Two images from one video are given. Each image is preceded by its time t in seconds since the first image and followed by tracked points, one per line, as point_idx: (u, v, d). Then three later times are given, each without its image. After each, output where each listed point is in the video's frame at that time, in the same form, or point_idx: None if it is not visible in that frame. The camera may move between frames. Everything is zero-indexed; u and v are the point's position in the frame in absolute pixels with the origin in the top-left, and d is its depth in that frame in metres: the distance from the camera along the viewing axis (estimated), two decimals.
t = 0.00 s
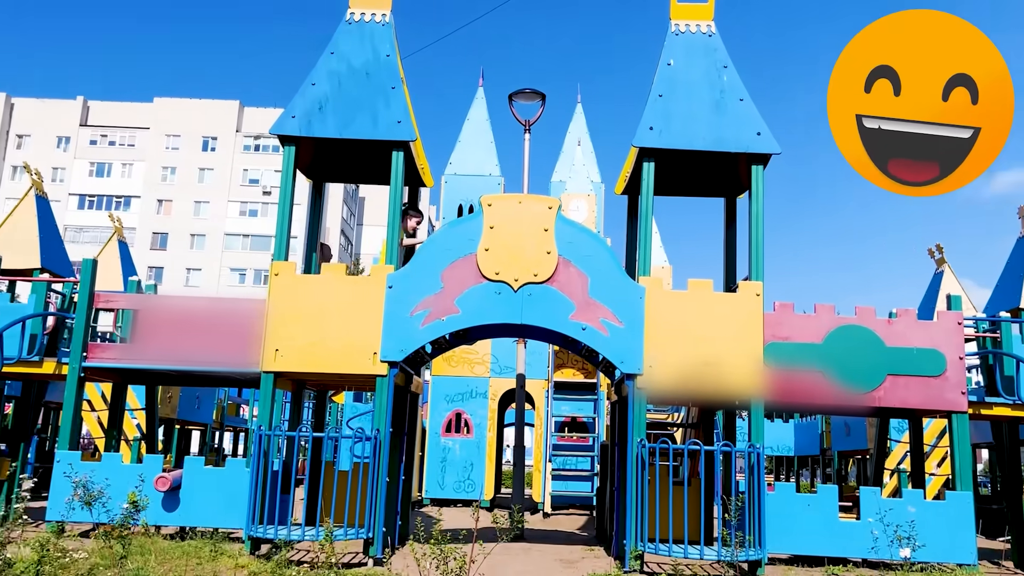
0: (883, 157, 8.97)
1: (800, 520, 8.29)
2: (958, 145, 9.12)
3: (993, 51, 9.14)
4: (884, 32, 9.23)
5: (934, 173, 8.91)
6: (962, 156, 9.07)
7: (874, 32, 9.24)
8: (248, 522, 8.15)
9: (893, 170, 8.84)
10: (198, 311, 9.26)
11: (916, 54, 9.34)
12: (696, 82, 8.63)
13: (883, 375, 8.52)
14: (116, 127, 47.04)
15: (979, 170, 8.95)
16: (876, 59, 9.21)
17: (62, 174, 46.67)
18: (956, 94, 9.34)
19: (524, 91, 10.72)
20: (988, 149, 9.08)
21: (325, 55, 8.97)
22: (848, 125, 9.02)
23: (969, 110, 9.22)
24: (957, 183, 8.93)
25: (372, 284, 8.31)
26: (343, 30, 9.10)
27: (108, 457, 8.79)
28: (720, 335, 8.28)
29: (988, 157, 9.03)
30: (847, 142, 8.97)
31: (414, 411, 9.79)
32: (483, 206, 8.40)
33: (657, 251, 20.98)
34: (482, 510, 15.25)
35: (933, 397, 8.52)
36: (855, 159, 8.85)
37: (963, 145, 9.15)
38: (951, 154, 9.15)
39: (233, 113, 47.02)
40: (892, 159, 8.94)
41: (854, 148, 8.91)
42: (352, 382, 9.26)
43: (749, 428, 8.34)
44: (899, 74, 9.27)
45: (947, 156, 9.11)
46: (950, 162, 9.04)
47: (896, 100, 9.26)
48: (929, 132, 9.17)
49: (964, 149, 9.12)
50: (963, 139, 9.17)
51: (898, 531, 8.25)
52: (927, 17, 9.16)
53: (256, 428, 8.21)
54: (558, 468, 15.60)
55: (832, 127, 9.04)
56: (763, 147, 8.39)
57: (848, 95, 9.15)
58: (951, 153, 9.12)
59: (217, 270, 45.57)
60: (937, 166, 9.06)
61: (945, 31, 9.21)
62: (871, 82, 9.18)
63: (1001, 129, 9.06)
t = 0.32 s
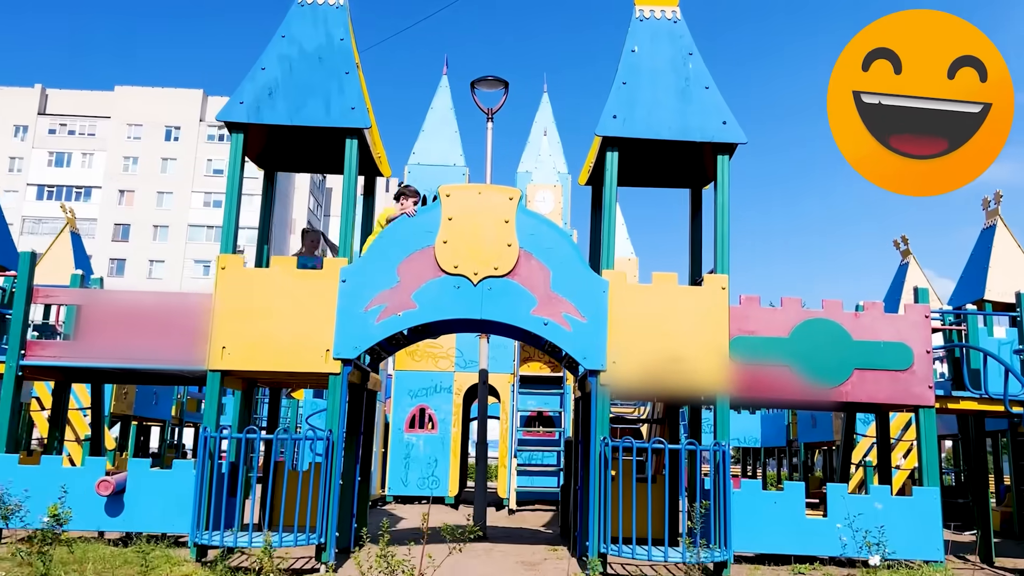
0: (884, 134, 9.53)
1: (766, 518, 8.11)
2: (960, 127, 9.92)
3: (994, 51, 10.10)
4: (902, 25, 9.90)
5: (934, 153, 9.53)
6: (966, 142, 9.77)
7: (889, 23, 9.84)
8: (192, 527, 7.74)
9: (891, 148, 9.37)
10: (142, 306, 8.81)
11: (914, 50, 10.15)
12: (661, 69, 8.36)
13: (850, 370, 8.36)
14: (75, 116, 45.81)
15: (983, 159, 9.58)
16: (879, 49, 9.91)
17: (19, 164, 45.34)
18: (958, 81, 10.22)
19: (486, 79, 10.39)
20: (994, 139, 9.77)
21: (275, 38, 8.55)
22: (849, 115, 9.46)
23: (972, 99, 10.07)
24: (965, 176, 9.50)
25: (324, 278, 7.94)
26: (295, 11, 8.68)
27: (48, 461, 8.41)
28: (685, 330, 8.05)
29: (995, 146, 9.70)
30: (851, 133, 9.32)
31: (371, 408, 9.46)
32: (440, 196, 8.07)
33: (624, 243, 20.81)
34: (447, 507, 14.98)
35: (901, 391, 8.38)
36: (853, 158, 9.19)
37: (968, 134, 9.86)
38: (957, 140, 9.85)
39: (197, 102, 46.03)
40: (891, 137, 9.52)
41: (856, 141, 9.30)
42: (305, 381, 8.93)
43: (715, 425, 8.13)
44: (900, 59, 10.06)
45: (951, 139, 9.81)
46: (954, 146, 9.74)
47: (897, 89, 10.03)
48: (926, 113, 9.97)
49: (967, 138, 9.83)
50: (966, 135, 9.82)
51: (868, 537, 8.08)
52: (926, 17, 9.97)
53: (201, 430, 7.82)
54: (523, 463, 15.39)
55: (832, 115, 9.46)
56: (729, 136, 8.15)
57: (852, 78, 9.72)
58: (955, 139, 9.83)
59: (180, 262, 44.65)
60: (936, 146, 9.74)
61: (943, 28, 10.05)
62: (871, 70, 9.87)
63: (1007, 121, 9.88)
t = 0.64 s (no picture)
0: (884, 130, 9.48)
1: (747, 522, 7.95)
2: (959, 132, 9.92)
3: (993, 53, 10.20)
4: (902, 26, 9.97)
5: (935, 151, 9.51)
6: (965, 142, 9.82)
7: (889, 23, 9.89)
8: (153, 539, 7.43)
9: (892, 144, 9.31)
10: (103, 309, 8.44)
11: (914, 51, 10.19)
12: (639, 64, 8.14)
13: (832, 371, 8.21)
14: (48, 113, 45.00)
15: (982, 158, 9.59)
16: (879, 50, 9.93)
17: None
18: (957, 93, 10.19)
19: (461, 74, 10.11)
20: (994, 138, 9.80)
21: (241, 31, 8.25)
22: (851, 111, 9.38)
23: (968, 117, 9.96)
24: (965, 176, 9.52)
25: (292, 280, 7.66)
26: (261, 3, 8.38)
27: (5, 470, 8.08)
28: (665, 332, 7.85)
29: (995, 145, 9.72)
30: (853, 129, 9.22)
31: (342, 413, 9.19)
32: (413, 195, 7.81)
33: (604, 241, 20.63)
34: (425, 511, 14.78)
35: (883, 392, 8.25)
36: (853, 156, 9.12)
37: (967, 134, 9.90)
38: (956, 139, 9.89)
39: (172, 99, 45.32)
40: (891, 132, 9.46)
41: (857, 136, 9.22)
42: (274, 386, 8.68)
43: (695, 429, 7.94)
44: (900, 58, 10.13)
45: (949, 137, 9.83)
46: (952, 144, 9.76)
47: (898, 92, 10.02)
48: (927, 112, 9.98)
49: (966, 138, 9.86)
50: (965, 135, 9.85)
51: (854, 550, 7.92)
52: (927, 16, 10.04)
53: (163, 440, 7.51)
54: (502, 465, 15.17)
55: (833, 111, 9.36)
56: (709, 133, 7.97)
57: (851, 76, 9.71)
58: (953, 138, 9.86)
59: (156, 261, 43.92)
60: (935, 143, 9.73)
61: (943, 30, 10.14)
62: (871, 71, 9.88)
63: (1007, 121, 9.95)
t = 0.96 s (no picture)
0: (880, 136, 9.53)
1: (743, 533, 7.70)
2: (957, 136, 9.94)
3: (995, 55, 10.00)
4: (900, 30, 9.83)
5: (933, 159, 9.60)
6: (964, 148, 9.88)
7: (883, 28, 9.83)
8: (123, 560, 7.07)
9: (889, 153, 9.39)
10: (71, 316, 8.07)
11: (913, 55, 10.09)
12: (629, 61, 7.89)
13: (827, 376, 8.00)
14: (27, 114, 44.38)
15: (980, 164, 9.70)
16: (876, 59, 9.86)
17: None
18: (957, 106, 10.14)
19: (445, 73, 9.82)
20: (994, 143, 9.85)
21: (215, 27, 7.93)
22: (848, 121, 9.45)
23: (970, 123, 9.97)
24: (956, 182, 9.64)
25: (269, 285, 7.36)
26: None
27: None
28: (657, 337, 7.60)
29: (993, 150, 9.79)
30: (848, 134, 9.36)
31: (324, 423, 8.90)
32: (395, 196, 7.53)
33: (591, 242, 20.41)
34: (410, 518, 14.46)
35: (878, 397, 8.04)
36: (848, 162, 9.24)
37: (967, 141, 9.94)
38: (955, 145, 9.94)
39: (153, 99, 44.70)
40: (888, 138, 9.51)
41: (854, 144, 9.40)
42: (251, 395, 8.35)
43: (688, 437, 7.69)
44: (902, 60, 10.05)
45: (946, 142, 9.90)
46: (949, 151, 9.82)
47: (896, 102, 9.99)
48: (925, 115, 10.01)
49: (966, 145, 9.90)
50: (963, 141, 9.91)
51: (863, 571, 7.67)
52: (928, 17, 9.82)
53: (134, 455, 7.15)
54: (489, 471, 14.89)
55: (831, 122, 9.45)
56: (701, 132, 7.73)
57: (849, 86, 9.73)
58: (953, 142, 9.92)
59: (137, 263, 43.28)
60: (933, 150, 9.82)
61: (946, 30, 9.92)
62: (870, 82, 9.85)
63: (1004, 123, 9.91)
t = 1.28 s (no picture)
0: (879, 140, 9.40)
1: (738, 541, 7.47)
2: (959, 140, 9.72)
3: (994, 52, 9.74)
4: (896, 31, 9.62)
5: (934, 163, 9.39)
6: (966, 151, 9.66)
7: (882, 29, 9.59)
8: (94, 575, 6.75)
9: (889, 158, 9.20)
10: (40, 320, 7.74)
11: (911, 57, 9.93)
12: (619, 57, 7.66)
13: (822, 380, 7.79)
14: (9, 116, 43.82)
15: (982, 166, 9.50)
16: (874, 61, 9.65)
17: None
18: (957, 112, 9.89)
19: (429, 68, 9.54)
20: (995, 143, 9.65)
21: (191, 20, 7.64)
22: (848, 125, 9.32)
23: (971, 125, 9.65)
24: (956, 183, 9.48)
25: (247, 288, 7.07)
26: None
27: None
28: (650, 340, 7.36)
29: (994, 151, 9.62)
30: (850, 133, 9.26)
31: (306, 430, 8.64)
32: (378, 195, 7.28)
33: (580, 243, 20.21)
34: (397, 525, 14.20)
35: (875, 400, 7.84)
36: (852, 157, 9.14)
37: (969, 142, 9.71)
38: (956, 148, 9.73)
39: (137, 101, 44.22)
40: (887, 142, 9.38)
41: (854, 147, 9.19)
42: (229, 402, 8.05)
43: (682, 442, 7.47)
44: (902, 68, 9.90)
45: (948, 145, 9.72)
46: (950, 155, 9.62)
47: (896, 106, 9.72)
48: (926, 118, 9.81)
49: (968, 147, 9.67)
50: (965, 143, 9.67)
51: None
52: (926, 17, 9.68)
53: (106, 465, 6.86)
54: (476, 476, 14.63)
55: (831, 125, 9.35)
56: (693, 129, 7.52)
57: (848, 90, 9.55)
58: (954, 144, 9.76)
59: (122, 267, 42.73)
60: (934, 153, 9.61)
61: (942, 29, 9.78)
62: (868, 85, 9.61)
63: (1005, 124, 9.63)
